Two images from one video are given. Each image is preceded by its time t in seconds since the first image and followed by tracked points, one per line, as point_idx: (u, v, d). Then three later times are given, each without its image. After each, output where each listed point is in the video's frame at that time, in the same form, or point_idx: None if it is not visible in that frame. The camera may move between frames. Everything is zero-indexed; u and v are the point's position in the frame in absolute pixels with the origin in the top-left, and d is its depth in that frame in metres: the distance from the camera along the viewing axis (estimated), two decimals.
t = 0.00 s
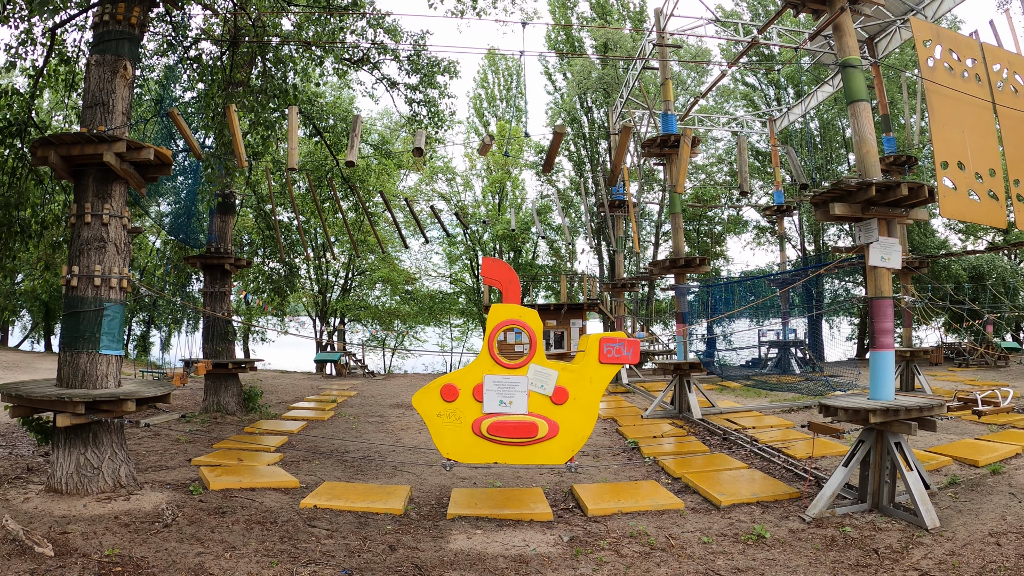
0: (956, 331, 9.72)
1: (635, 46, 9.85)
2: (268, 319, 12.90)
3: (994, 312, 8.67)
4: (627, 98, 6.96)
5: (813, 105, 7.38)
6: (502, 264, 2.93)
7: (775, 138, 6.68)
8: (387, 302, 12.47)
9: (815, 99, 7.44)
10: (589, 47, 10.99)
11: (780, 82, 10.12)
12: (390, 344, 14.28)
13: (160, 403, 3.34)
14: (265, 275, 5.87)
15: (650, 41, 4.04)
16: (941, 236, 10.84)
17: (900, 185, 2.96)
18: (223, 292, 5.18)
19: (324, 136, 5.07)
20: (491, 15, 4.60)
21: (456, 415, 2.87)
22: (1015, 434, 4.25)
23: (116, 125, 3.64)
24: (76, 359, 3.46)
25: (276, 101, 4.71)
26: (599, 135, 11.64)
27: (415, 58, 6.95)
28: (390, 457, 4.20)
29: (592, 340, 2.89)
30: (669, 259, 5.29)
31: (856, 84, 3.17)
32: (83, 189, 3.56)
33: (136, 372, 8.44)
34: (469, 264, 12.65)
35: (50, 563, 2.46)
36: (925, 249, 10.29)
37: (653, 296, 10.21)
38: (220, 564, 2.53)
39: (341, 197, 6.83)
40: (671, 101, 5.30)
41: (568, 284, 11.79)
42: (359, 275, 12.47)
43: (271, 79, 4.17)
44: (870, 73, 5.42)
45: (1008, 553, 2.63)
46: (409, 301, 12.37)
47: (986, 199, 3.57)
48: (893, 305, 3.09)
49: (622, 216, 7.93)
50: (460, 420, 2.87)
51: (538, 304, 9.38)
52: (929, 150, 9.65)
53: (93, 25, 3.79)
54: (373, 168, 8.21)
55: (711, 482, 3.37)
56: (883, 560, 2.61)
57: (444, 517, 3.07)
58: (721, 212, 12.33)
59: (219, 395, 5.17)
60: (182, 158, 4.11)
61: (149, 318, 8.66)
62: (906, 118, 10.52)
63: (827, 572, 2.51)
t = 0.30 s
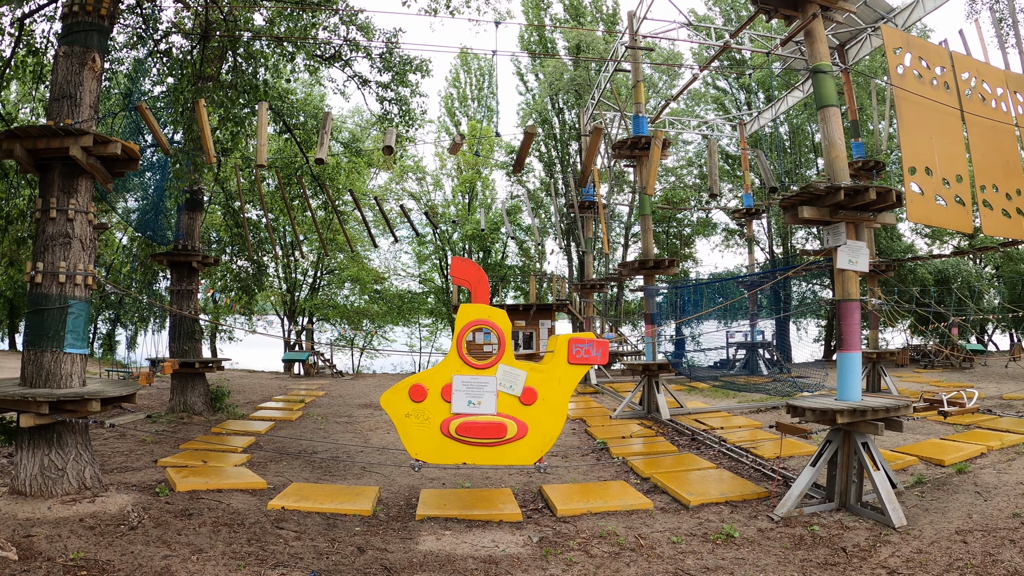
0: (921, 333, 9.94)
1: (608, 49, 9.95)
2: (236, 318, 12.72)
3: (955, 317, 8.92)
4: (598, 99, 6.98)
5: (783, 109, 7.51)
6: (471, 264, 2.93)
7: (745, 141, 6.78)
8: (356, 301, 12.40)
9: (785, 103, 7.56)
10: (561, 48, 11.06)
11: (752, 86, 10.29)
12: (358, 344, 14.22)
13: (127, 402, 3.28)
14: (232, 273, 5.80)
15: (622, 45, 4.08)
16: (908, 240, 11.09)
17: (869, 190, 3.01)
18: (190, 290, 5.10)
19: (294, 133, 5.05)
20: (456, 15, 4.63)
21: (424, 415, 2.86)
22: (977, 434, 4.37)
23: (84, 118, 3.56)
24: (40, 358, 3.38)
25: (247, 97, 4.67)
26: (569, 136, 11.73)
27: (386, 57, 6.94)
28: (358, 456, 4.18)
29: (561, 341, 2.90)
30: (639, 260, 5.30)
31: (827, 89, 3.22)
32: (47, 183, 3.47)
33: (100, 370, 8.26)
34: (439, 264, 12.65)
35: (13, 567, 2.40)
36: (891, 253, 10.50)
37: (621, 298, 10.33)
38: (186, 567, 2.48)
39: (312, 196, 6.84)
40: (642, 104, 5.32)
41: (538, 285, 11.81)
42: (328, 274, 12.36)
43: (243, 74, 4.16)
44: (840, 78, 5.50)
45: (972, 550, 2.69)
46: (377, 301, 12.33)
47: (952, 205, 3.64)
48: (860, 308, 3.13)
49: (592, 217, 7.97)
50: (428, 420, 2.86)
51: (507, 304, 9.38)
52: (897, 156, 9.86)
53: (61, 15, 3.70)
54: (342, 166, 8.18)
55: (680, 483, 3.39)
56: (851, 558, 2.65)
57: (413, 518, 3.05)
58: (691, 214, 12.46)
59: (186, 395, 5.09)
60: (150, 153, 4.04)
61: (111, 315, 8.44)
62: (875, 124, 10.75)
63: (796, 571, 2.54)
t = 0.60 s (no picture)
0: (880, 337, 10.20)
1: (574, 53, 10.04)
2: (196, 318, 12.44)
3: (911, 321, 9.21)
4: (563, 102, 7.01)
5: (746, 116, 7.65)
6: (433, 266, 2.92)
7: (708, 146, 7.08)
8: (317, 302, 12.28)
9: (750, 111, 7.67)
10: (528, 51, 11.12)
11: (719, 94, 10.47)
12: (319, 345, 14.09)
13: (84, 403, 3.19)
14: (192, 272, 5.70)
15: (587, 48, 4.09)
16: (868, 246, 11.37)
17: (831, 197, 3.07)
18: (149, 289, 5.00)
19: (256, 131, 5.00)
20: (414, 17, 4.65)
21: (385, 418, 2.85)
22: (934, 436, 4.49)
23: (44, 111, 3.46)
24: None
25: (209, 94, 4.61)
26: (534, 139, 11.81)
27: (350, 56, 6.91)
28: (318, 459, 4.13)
29: (523, 344, 2.91)
30: (602, 263, 5.31)
31: (791, 98, 3.27)
32: (3, 177, 3.36)
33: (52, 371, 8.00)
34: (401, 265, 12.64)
35: None
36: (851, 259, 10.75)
37: (583, 301, 10.44)
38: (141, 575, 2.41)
39: (275, 194, 6.78)
40: (606, 108, 5.35)
41: (501, 288, 11.88)
42: (289, 274, 12.19)
43: (208, 71, 4.14)
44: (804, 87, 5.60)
45: (932, 550, 2.76)
46: (339, 302, 12.27)
47: (912, 212, 3.73)
48: (820, 312, 3.19)
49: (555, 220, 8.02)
50: (389, 423, 2.85)
51: (469, 306, 9.36)
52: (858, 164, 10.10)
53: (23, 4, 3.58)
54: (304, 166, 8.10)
55: (642, 485, 3.42)
56: (813, 559, 2.69)
57: (375, 521, 3.02)
58: (654, 219, 12.59)
59: (145, 397, 4.98)
60: (111, 149, 3.93)
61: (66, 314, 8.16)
62: (837, 133, 11.01)
63: (758, 572, 2.58)
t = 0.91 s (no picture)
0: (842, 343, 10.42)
1: (542, 58, 10.11)
2: (157, 318, 12.14)
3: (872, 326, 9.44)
4: (530, 107, 7.04)
5: (711, 124, 7.77)
6: (393, 269, 2.91)
7: (672, 154, 7.57)
8: (280, 304, 12.16)
9: (715, 119, 7.79)
10: (496, 55, 11.15)
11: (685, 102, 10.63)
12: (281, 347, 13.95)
13: (41, 404, 3.11)
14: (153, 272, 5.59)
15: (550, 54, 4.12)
16: (830, 254, 11.60)
17: (791, 205, 3.11)
18: (109, 288, 4.90)
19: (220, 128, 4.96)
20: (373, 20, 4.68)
21: (342, 421, 2.84)
22: (894, 440, 4.58)
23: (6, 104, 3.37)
24: None
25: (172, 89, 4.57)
26: (500, 143, 11.85)
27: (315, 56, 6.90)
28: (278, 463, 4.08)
29: (481, 348, 2.91)
30: (565, 268, 5.31)
31: (754, 106, 3.31)
32: None
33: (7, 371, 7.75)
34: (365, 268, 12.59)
35: None
36: (814, 266, 10.96)
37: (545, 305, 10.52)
38: None
39: (238, 193, 6.72)
40: (572, 113, 5.38)
41: (464, 291, 11.91)
42: (253, 275, 12.01)
43: (173, 66, 4.12)
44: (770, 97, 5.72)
45: (891, 553, 2.81)
46: (302, 304, 12.19)
47: (873, 221, 3.81)
48: (780, 319, 3.23)
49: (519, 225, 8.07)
50: (347, 427, 2.84)
51: (432, 309, 9.32)
52: (820, 174, 10.31)
53: None
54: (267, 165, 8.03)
55: (603, 489, 3.44)
56: (772, 563, 2.72)
57: (334, 526, 2.99)
58: (618, 224, 12.70)
59: (103, 399, 4.88)
60: (74, 144, 3.86)
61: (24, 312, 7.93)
62: (801, 142, 11.26)
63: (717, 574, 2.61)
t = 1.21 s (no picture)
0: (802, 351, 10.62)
1: (507, 65, 10.19)
2: (116, 319, 11.89)
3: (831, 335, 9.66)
4: (493, 114, 7.08)
5: (674, 134, 7.88)
6: (343, 274, 2.91)
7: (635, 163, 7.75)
8: (239, 306, 12.05)
9: (678, 129, 7.89)
10: (462, 61, 11.20)
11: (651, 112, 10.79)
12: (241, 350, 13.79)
13: None
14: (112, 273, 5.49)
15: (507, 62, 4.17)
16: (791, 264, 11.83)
17: (744, 215, 3.17)
18: (64, 288, 4.82)
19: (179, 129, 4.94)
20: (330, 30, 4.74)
21: (291, 426, 2.84)
22: (850, 447, 4.67)
23: None
24: None
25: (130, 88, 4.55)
26: (464, 148, 11.88)
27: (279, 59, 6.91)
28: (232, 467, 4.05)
29: (431, 355, 2.92)
30: (522, 275, 5.40)
31: (710, 117, 3.35)
32: None
33: None
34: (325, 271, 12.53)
35: None
36: (773, 275, 11.17)
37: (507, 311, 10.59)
38: None
39: (199, 195, 6.67)
40: (534, 121, 5.43)
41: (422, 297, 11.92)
42: (212, 277, 11.88)
43: (132, 64, 4.10)
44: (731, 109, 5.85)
45: (841, 559, 2.86)
46: (262, 307, 12.05)
47: (828, 233, 3.89)
48: (733, 328, 3.28)
49: (480, 231, 8.12)
50: (295, 432, 2.84)
51: (392, 315, 9.33)
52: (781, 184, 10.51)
53: None
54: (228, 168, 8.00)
55: (557, 496, 3.46)
56: (722, 569, 2.76)
57: (284, 533, 2.97)
58: (580, 232, 12.77)
59: (57, 401, 4.81)
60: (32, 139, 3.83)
61: None
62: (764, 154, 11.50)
63: None
